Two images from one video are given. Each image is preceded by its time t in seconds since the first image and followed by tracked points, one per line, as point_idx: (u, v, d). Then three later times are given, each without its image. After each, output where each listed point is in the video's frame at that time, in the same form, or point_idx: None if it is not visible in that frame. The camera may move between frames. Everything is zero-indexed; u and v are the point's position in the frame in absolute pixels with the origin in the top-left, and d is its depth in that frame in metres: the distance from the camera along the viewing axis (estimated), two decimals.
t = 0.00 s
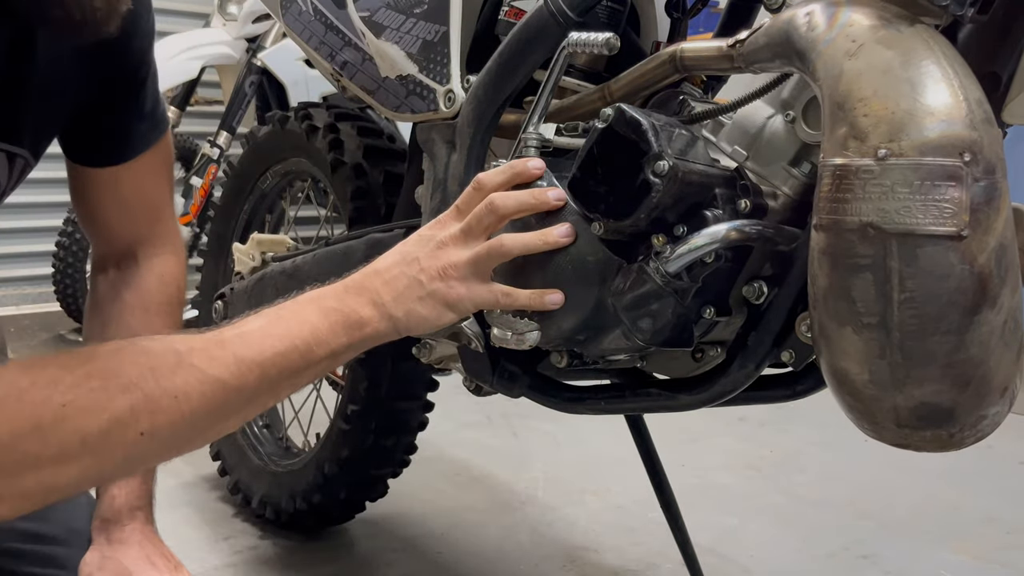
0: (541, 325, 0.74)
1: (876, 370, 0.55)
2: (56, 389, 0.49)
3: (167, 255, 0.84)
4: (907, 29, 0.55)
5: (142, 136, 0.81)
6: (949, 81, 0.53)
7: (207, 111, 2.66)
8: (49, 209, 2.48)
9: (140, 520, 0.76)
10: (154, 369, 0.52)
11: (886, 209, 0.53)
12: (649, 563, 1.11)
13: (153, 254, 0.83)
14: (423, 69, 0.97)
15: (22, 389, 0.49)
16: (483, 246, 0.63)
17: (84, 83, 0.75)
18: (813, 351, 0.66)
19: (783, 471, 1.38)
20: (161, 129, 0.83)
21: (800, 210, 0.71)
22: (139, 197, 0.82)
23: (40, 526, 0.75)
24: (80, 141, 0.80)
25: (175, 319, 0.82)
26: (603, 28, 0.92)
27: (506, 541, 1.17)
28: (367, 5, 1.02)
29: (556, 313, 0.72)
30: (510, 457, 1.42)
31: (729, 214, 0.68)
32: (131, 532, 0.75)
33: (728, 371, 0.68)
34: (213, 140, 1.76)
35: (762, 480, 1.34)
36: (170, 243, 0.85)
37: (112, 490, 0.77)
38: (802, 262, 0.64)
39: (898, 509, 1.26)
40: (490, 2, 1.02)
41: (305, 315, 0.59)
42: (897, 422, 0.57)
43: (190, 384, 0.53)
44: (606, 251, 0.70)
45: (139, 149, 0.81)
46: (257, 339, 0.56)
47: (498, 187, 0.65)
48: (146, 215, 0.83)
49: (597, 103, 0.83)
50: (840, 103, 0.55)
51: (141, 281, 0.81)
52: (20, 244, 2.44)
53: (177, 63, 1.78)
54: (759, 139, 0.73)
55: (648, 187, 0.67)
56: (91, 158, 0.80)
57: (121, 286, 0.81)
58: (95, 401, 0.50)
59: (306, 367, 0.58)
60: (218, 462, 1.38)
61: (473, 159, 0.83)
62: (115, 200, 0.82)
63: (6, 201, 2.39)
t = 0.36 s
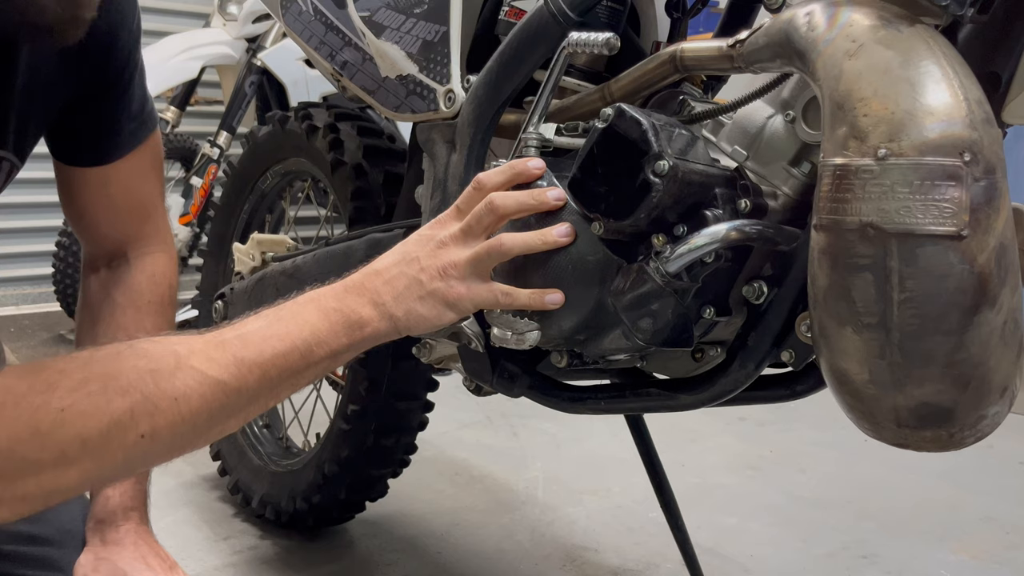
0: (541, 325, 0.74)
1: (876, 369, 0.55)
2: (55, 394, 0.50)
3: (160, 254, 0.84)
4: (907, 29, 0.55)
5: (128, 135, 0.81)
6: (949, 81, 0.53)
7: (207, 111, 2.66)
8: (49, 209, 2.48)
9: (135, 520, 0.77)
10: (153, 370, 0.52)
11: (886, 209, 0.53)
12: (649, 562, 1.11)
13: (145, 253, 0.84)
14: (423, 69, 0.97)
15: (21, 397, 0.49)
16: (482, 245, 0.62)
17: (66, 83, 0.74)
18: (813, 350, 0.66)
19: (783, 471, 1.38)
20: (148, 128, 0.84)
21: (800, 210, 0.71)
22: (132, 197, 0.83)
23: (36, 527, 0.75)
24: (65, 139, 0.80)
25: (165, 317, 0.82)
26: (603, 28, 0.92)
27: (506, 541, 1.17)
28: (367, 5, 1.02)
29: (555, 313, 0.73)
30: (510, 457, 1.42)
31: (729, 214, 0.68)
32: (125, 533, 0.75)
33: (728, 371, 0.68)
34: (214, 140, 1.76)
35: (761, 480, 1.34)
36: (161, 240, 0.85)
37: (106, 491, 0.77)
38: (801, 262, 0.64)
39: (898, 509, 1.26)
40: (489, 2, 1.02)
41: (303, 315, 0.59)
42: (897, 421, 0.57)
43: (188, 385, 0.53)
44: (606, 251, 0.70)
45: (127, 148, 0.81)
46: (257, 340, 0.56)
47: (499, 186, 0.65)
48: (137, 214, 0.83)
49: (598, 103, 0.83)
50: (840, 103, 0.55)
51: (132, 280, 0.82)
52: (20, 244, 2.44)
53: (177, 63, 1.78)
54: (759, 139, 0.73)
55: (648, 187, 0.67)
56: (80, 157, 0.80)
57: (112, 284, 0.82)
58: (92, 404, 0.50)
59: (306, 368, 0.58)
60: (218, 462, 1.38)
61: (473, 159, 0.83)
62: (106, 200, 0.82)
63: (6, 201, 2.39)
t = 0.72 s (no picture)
0: (541, 325, 0.74)
1: (876, 369, 0.55)
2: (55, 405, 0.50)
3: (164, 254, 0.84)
4: (907, 29, 0.55)
5: (135, 136, 0.80)
6: (949, 81, 0.53)
7: (207, 111, 2.66)
8: (49, 209, 2.48)
9: (137, 521, 0.77)
10: (154, 380, 0.52)
11: (886, 209, 0.53)
12: (649, 562, 1.11)
13: (152, 255, 0.84)
14: (423, 69, 0.97)
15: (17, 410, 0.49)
16: (482, 245, 0.62)
17: (65, 74, 0.72)
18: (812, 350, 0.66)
19: (783, 471, 1.38)
20: (156, 130, 0.83)
21: (800, 210, 0.71)
22: (138, 197, 0.82)
23: (38, 528, 0.75)
24: (72, 141, 0.79)
25: (168, 320, 0.82)
26: (603, 28, 0.92)
27: (506, 541, 1.17)
28: (367, 5, 1.02)
29: (556, 313, 0.73)
30: (510, 456, 1.42)
31: (729, 214, 0.68)
32: (129, 534, 0.75)
33: (728, 371, 0.68)
34: (213, 140, 1.76)
35: (761, 480, 1.34)
36: (166, 241, 0.85)
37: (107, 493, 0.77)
38: (801, 263, 0.64)
39: (898, 509, 1.26)
40: (489, 2, 1.02)
41: (303, 320, 0.58)
42: (897, 421, 0.57)
43: (187, 394, 0.53)
44: (606, 251, 0.70)
45: (134, 149, 0.81)
46: (256, 347, 0.56)
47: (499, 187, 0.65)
48: (143, 216, 0.83)
49: (598, 103, 0.83)
50: (840, 103, 0.55)
51: (138, 280, 0.82)
52: (21, 244, 2.44)
53: (177, 63, 1.78)
54: (759, 138, 0.73)
55: (648, 187, 0.67)
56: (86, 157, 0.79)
57: (117, 284, 0.82)
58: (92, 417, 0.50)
59: (306, 373, 0.57)
60: (218, 462, 1.38)
61: (473, 159, 0.83)
62: (112, 202, 0.81)
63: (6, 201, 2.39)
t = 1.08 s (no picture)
0: (541, 325, 0.74)
1: (876, 370, 0.55)
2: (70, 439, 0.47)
3: (181, 257, 0.83)
4: (907, 29, 0.55)
5: (157, 146, 0.79)
6: (948, 81, 0.53)
7: (207, 111, 2.66)
8: (49, 209, 2.48)
9: (140, 521, 0.77)
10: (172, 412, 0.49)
11: (886, 209, 0.53)
12: (649, 562, 1.11)
13: (168, 258, 0.82)
14: (423, 69, 0.97)
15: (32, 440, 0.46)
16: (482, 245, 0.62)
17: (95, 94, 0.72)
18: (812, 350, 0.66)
19: (783, 471, 1.38)
20: (177, 140, 0.82)
21: (800, 210, 0.71)
22: (156, 205, 0.81)
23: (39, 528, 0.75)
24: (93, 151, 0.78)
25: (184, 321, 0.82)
26: (603, 28, 0.92)
27: (506, 541, 1.17)
28: (367, 5, 1.03)
29: (556, 313, 0.73)
30: (510, 456, 1.42)
31: (728, 214, 0.68)
32: (134, 534, 0.75)
33: (728, 371, 0.68)
34: (213, 140, 1.76)
35: (761, 480, 1.34)
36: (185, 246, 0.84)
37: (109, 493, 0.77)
38: (801, 263, 0.64)
39: (898, 509, 1.26)
40: (489, 2, 1.02)
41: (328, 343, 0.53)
42: (897, 422, 0.57)
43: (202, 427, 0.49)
44: (605, 251, 0.70)
45: (155, 159, 0.79)
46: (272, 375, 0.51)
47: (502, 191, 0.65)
48: (163, 221, 0.82)
49: (597, 103, 0.83)
50: (840, 103, 0.55)
51: (155, 284, 0.81)
52: (21, 244, 2.44)
53: (178, 64, 1.79)
54: (759, 139, 0.73)
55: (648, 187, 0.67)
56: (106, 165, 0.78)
57: (133, 287, 0.81)
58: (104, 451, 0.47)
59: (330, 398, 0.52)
60: (219, 462, 1.38)
61: (473, 159, 0.83)
62: (132, 209, 0.80)
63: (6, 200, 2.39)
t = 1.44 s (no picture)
0: (541, 325, 0.74)
1: (875, 370, 0.55)
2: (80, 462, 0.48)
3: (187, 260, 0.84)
4: (907, 29, 0.55)
5: (167, 149, 0.80)
6: (948, 81, 0.53)
7: (207, 111, 2.66)
8: (49, 209, 2.48)
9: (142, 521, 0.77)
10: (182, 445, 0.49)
11: (886, 209, 0.53)
12: (648, 562, 1.11)
13: (174, 261, 0.82)
14: (423, 69, 0.97)
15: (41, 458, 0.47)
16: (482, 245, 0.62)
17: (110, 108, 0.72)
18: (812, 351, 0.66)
19: (783, 471, 1.38)
20: (185, 140, 0.82)
21: (800, 210, 0.70)
22: (164, 209, 0.82)
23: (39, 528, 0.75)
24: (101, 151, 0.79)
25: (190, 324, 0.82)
26: (603, 28, 0.92)
27: (506, 541, 1.17)
28: (367, 5, 1.02)
29: (556, 313, 0.73)
30: (510, 456, 1.42)
31: (728, 214, 0.68)
32: (136, 535, 0.75)
33: (728, 371, 0.68)
34: (214, 141, 1.76)
35: (761, 480, 1.34)
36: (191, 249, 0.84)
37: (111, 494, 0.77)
38: (801, 263, 0.64)
39: (898, 509, 1.26)
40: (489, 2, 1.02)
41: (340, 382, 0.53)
42: (897, 422, 0.57)
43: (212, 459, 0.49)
44: (605, 251, 0.70)
45: (164, 162, 0.80)
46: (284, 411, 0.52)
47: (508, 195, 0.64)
48: (170, 223, 0.82)
49: (597, 104, 0.83)
50: (840, 103, 0.55)
51: (161, 288, 0.81)
52: (21, 244, 2.44)
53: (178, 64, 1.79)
54: (759, 139, 0.73)
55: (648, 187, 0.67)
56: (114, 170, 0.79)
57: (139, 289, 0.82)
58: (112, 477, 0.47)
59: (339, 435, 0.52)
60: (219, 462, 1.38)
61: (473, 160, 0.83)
62: (139, 213, 0.81)
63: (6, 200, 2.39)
